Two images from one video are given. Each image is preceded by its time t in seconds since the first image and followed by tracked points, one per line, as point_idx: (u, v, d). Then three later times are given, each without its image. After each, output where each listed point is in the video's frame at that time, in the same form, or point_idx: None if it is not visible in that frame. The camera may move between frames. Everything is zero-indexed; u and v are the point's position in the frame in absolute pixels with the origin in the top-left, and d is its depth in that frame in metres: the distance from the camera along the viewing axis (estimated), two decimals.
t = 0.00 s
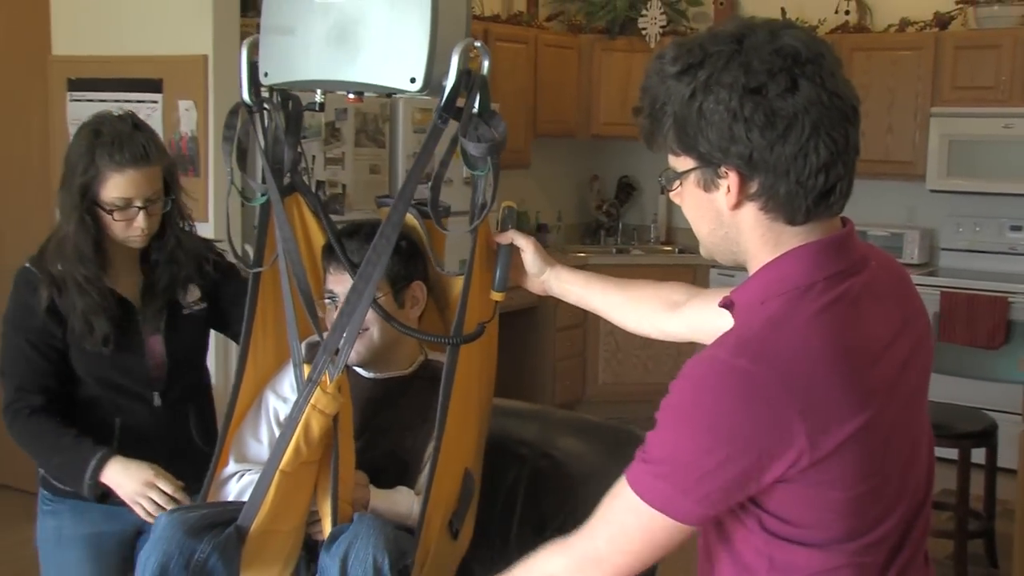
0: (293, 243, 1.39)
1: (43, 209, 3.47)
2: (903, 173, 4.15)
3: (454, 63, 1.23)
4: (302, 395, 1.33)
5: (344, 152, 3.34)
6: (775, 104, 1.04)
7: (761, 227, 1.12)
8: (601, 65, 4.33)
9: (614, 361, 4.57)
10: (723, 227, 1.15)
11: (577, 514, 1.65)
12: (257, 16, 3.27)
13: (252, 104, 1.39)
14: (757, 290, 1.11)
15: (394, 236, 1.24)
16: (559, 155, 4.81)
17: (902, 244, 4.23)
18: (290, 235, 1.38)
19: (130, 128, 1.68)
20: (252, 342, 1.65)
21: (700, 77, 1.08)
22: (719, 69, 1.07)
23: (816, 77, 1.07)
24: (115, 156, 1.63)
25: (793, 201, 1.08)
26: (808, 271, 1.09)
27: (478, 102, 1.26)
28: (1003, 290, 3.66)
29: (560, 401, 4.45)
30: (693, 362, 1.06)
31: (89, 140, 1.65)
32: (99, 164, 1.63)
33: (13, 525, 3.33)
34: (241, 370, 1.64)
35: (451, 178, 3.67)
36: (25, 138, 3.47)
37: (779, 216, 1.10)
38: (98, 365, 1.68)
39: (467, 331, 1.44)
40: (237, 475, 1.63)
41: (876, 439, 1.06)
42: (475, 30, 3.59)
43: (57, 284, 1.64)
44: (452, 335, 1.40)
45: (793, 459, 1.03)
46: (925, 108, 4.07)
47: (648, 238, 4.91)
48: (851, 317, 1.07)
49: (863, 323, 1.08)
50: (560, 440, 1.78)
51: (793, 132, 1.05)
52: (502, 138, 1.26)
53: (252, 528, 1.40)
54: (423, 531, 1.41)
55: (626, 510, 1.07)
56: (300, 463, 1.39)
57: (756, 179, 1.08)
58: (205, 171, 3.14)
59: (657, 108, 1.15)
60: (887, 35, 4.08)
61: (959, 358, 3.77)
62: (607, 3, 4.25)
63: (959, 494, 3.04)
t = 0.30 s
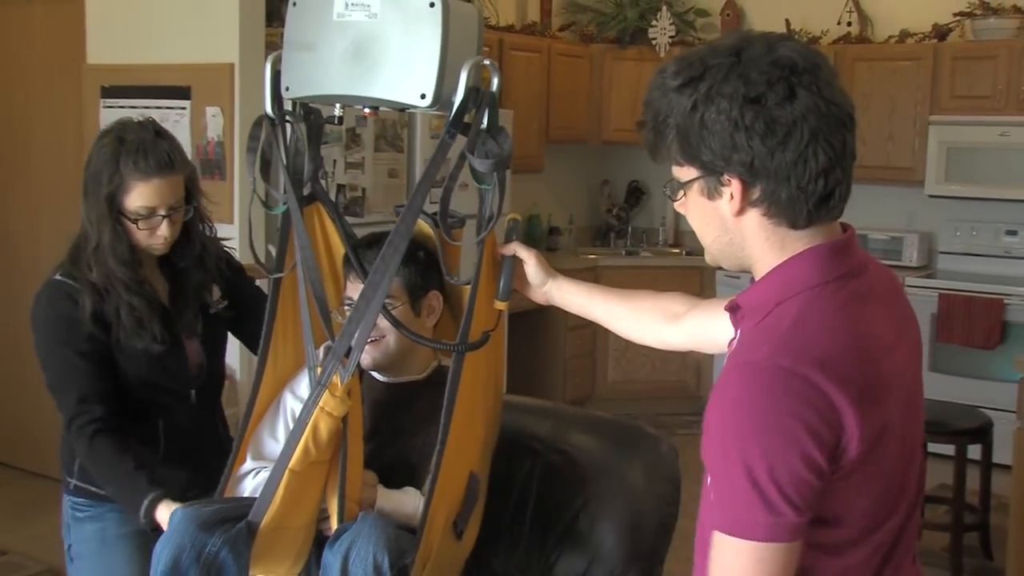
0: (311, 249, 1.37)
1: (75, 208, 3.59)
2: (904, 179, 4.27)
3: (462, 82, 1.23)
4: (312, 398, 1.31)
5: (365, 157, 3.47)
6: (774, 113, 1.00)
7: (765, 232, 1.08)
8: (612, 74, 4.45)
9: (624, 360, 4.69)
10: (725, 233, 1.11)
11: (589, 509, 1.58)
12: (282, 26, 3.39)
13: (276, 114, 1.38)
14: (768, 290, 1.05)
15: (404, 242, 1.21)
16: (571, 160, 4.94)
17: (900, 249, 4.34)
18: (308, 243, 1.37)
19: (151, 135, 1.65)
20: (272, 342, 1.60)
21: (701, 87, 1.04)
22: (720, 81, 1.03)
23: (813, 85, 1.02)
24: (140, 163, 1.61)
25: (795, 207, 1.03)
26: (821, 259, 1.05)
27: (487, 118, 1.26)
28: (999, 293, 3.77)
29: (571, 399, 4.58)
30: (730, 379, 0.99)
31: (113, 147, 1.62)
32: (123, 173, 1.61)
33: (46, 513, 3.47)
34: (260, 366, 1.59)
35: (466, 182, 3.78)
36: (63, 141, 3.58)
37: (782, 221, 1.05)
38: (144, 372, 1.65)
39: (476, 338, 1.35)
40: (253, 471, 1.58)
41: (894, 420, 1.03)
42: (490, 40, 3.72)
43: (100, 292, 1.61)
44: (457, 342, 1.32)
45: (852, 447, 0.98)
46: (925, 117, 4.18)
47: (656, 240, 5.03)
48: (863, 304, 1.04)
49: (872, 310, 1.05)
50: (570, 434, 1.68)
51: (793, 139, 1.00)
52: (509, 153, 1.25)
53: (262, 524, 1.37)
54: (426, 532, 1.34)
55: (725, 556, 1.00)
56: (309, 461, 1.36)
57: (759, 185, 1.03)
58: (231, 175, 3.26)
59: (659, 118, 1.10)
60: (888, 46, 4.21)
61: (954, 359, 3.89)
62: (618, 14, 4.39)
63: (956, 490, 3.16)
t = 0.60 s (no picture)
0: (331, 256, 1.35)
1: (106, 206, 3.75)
2: (903, 179, 4.39)
3: (475, 92, 1.30)
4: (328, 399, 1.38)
5: (381, 157, 3.60)
6: (778, 118, 1.01)
7: (774, 236, 1.09)
8: (620, 78, 4.58)
9: (631, 354, 4.82)
10: (733, 236, 1.12)
11: (597, 497, 1.71)
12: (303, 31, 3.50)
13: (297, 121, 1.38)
14: (785, 291, 1.06)
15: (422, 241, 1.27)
16: (580, 160, 5.05)
17: (899, 248, 4.44)
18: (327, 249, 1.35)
19: (160, 178, 1.64)
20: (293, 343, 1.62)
21: (707, 93, 1.05)
22: (726, 88, 1.04)
23: (815, 91, 1.02)
24: (151, 210, 1.60)
25: (801, 209, 1.04)
26: (830, 255, 1.07)
27: (498, 127, 1.32)
28: (994, 289, 3.88)
29: (579, 391, 4.70)
30: (764, 375, 0.98)
31: (121, 192, 1.61)
32: (134, 221, 1.60)
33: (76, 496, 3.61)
34: (283, 364, 1.60)
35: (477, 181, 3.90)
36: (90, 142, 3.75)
37: (792, 223, 1.06)
38: (160, 406, 1.70)
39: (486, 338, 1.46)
40: (276, 466, 1.62)
41: (910, 403, 1.05)
42: (502, 45, 3.84)
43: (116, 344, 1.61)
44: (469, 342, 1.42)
45: (890, 426, 0.99)
46: (923, 120, 4.29)
47: (662, 238, 5.15)
48: (871, 299, 1.07)
49: (879, 306, 1.08)
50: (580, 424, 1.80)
51: (797, 143, 1.01)
52: (519, 160, 1.31)
53: (283, 518, 1.44)
54: (440, 525, 1.45)
55: (803, 552, 0.97)
56: (329, 458, 1.43)
57: (764, 189, 1.04)
58: (253, 174, 3.33)
59: (666, 125, 1.11)
60: (887, 52, 4.33)
61: (951, 354, 4.00)
62: (626, 19, 4.55)
63: (952, 479, 3.28)
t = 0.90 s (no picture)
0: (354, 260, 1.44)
1: (133, 201, 3.90)
2: (899, 177, 4.50)
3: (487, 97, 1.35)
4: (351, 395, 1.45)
5: (395, 154, 3.73)
6: (792, 117, 1.00)
7: (787, 232, 1.08)
8: (626, 78, 4.70)
9: (636, 345, 4.96)
10: (749, 232, 1.11)
11: (603, 484, 1.80)
12: (320, 32, 3.62)
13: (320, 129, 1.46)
14: (799, 283, 1.06)
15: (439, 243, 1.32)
16: (587, 157, 5.18)
17: (896, 243, 4.57)
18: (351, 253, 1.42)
19: (202, 286, 1.75)
20: (320, 343, 1.66)
21: (722, 91, 1.05)
22: (741, 86, 1.03)
23: (829, 91, 1.02)
24: (196, 318, 1.71)
25: (812, 206, 1.03)
26: (850, 256, 1.06)
27: (511, 130, 1.39)
28: (986, 283, 4.01)
29: (587, 380, 4.84)
30: (781, 364, 0.98)
31: (166, 303, 1.73)
32: (181, 329, 1.71)
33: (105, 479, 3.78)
34: (309, 363, 1.64)
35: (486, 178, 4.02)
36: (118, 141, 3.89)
37: (805, 220, 1.05)
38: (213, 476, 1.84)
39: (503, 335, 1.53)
40: (304, 458, 1.66)
41: (918, 413, 1.05)
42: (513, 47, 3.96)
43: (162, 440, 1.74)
44: (486, 339, 1.48)
45: (890, 432, 0.99)
46: (918, 119, 4.39)
47: (667, 233, 5.29)
48: (887, 302, 1.07)
49: (894, 309, 1.07)
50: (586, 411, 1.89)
51: (810, 142, 1.00)
52: (530, 163, 1.38)
53: (310, 508, 1.51)
54: (459, 515, 1.51)
55: (766, 532, 0.99)
56: (353, 451, 1.51)
57: (777, 187, 1.03)
58: (272, 170, 3.43)
59: (681, 123, 1.11)
60: (884, 53, 4.43)
61: (945, 345, 4.12)
62: (632, 22, 4.69)
63: (944, 466, 3.42)
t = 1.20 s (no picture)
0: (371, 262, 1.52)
1: (147, 198, 4.03)
2: (886, 172, 4.63)
3: (493, 101, 1.39)
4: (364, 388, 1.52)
5: (400, 150, 3.85)
6: (787, 112, 1.03)
7: (784, 225, 1.10)
8: (624, 76, 4.83)
9: (634, 335, 5.09)
10: (747, 226, 1.13)
11: (603, 467, 1.84)
12: (328, 33, 3.75)
13: (337, 134, 1.53)
14: (798, 275, 1.09)
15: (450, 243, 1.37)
16: (586, 153, 5.31)
17: (884, 238, 4.68)
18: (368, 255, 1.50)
19: (231, 372, 1.81)
20: (339, 340, 1.74)
21: (719, 88, 1.07)
22: (737, 83, 1.06)
23: (823, 86, 1.04)
24: (224, 407, 1.77)
25: (807, 198, 1.06)
26: (847, 250, 1.09)
27: (517, 133, 1.43)
28: (971, 275, 4.14)
29: (586, 368, 4.97)
30: (781, 353, 1.01)
31: (200, 390, 1.81)
32: (212, 419, 1.78)
33: (123, 464, 3.92)
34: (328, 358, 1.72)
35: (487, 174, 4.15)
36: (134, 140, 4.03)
37: (804, 213, 1.08)
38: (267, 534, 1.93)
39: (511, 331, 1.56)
40: (323, 450, 1.73)
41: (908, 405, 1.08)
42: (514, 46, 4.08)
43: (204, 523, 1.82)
44: (494, 335, 1.54)
45: (882, 420, 1.03)
46: (906, 117, 4.53)
47: (664, 226, 5.42)
48: (881, 296, 1.10)
49: (887, 303, 1.11)
50: (586, 398, 1.94)
51: (805, 136, 1.03)
52: (535, 165, 1.42)
53: (326, 497, 1.59)
54: (468, 503, 1.55)
55: (756, 513, 1.02)
56: (367, 443, 1.57)
57: (774, 180, 1.06)
58: (282, 166, 3.55)
59: (680, 119, 1.13)
60: (872, 53, 4.57)
61: (933, 334, 4.25)
62: (630, 22, 4.80)
63: (930, 450, 3.57)
